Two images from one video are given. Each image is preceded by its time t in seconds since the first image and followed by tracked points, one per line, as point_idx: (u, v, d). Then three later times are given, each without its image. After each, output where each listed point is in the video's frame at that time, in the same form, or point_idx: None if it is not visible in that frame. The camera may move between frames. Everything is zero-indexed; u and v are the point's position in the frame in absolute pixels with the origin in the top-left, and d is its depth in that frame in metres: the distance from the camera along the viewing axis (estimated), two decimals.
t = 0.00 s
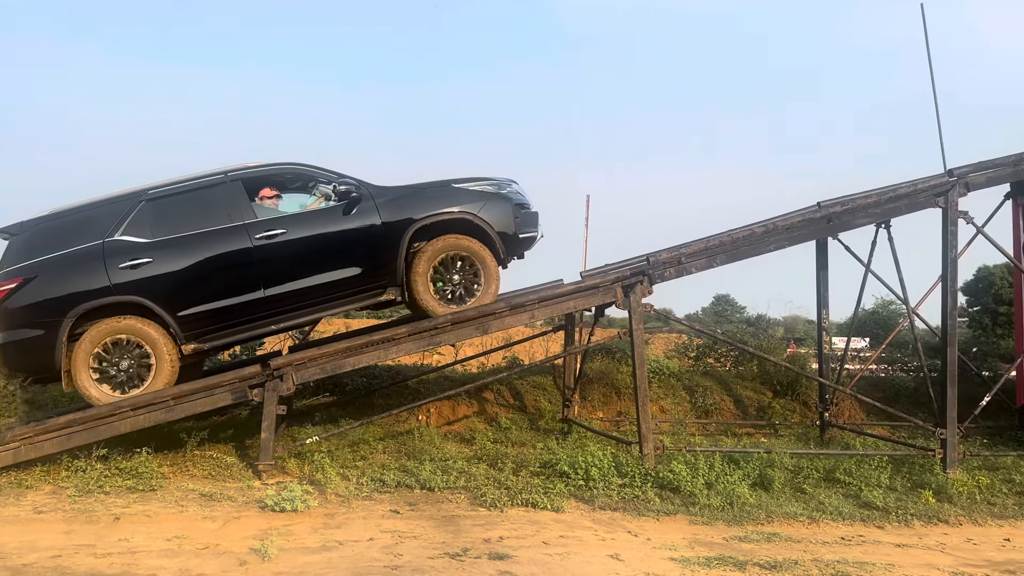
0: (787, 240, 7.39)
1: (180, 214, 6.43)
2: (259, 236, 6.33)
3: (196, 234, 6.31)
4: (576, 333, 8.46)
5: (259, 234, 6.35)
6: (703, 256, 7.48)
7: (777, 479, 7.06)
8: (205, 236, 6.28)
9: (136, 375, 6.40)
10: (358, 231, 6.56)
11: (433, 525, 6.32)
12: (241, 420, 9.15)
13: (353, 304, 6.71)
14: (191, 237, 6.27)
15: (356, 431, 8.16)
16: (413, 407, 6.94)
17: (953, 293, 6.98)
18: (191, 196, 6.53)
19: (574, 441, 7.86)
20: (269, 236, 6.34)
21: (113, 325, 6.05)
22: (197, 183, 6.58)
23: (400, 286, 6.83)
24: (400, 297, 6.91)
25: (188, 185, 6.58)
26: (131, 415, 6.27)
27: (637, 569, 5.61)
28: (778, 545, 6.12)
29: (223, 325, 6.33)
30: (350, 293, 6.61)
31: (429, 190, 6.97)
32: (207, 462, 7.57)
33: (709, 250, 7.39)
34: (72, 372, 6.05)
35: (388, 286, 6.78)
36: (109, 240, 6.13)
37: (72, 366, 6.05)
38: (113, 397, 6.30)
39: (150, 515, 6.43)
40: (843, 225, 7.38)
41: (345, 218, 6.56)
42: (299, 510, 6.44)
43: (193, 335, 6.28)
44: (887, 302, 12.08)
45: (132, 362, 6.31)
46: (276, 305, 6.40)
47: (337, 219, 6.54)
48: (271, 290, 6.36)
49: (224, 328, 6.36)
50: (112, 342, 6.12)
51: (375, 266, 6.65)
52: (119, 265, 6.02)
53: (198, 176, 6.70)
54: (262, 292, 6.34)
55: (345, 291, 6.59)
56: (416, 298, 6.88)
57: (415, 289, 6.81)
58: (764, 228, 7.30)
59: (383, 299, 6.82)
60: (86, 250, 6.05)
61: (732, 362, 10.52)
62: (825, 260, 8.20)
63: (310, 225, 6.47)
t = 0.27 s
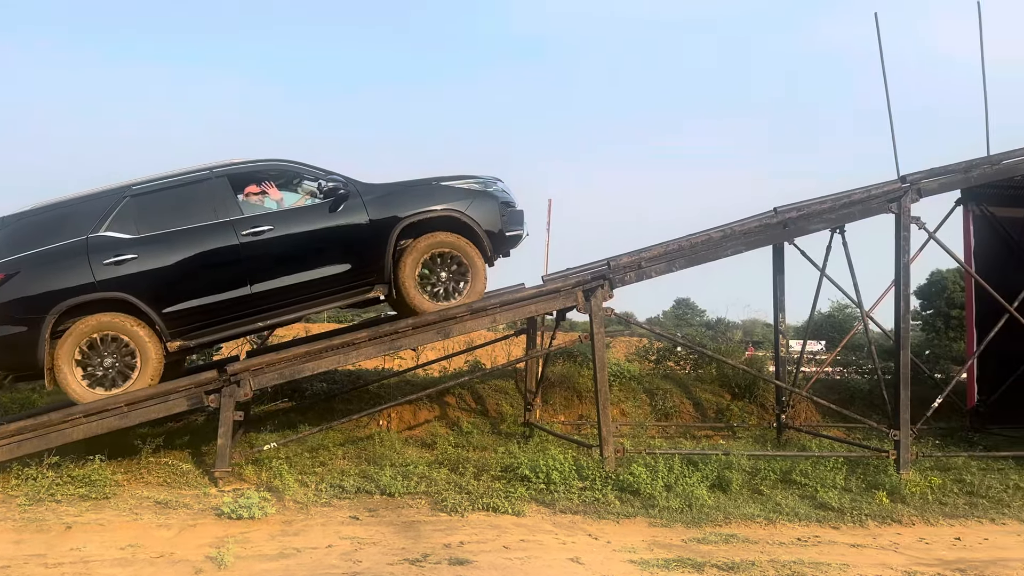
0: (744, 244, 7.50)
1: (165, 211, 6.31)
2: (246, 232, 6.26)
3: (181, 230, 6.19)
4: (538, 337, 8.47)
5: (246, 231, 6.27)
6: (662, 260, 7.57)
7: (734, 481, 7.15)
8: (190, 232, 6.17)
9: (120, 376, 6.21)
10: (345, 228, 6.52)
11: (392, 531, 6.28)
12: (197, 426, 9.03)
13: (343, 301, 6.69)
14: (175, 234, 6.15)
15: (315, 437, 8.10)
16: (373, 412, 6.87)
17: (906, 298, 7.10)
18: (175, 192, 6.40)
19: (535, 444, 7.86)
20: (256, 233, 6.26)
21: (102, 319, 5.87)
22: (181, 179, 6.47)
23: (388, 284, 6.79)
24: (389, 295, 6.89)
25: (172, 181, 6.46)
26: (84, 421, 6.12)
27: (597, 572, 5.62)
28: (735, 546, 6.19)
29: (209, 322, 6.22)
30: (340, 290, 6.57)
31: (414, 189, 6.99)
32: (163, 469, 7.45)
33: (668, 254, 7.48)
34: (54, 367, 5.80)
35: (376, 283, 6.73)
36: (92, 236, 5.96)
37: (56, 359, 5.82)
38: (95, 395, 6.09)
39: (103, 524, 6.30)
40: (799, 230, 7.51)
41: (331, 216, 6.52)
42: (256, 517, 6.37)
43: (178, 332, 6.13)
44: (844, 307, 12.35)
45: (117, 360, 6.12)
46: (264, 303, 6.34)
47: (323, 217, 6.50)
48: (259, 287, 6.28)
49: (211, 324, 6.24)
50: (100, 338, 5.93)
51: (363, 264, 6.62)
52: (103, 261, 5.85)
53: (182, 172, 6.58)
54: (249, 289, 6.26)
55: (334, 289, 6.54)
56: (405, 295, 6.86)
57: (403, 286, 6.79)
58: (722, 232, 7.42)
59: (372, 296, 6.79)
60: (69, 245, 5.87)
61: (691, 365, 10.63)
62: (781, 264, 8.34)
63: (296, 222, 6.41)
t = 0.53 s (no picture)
0: (698, 249, 7.62)
1: (150, 205, 6.24)
2: (233, 228, 6.21)
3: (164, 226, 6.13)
4: (495, 341, 8.48)
5: (231, 226, 6.22)
6: (619, 264, 7.63)
7: (689, 483, 7.23)
8: (173, 228, 6.11)
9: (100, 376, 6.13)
10: (331, 223, 6.48)
11: (347, 537, 6.21)
12: (148, 433, 8.89)
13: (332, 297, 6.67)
14: (159, 229, 6.08)
15: (269, 443, 8.02)
16: (328, 417, 6.79)
17: (856, 303, 7.27)
18: (160, 187, 6.34)
19: (493, 449, 7.88)
20: (242, 229, 6.22)
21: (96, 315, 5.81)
22: (166, 174, 6.41)
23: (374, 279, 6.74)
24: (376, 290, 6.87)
25: (156, 176, 6.39)
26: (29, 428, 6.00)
27: None
28: (689, 547, 6.25)
29: (194, 318, 6.13)
30: (328, 287, 6.53)
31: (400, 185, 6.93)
32: (111, 477, 7.31)
33: (624, 259, 7.54)
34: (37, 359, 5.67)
35: (363, 278, 6.68)
36: (75, 231, 5.88)
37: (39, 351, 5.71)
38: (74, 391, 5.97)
39: (48, 533, 6.14)
40: (752, 235, 7.64)
41: (316, 211, 6.48)
42: (207, 525, 6.27)
43: (163, 328, 6.05)
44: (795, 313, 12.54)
45: (99, 359, 6.05)
46: (251, 298, 6.27)
47: (308, 212, 6.46)
48: (246, 283, 6.21)
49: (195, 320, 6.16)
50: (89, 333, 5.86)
51: (351, 260, 6.58)
52: (86, 256, 5.77)
53: (166, 167, 6.52)
54: (235, 284, 6.19)
55: (322, 286, 6.50)
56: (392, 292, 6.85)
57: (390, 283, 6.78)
58: (676, 237, 7.53)
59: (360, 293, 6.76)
60: (51, 240, 5.78)
61: (648, 369, 10.73)
62: (735, 268, 8.48)
63: (282, 218, 6.37)
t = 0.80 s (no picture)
0: (652, 253, 7.70)
1: (135, 198, 6.26)
2: (218, 221, 6.23)
3: (150, 219, 6.14)
4: (451, 344, 8.47)
5: (218, 220, 6.25)
6: (573, 269, 7.67)
7: (642, 485, 7.31)
8: (159, 221, 6.13)
9: (77, 375, 6.13)
10: (315, 218, 6.51)
11: (297, 544, 6.12)
12: (94, 438, 8.73)
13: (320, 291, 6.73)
14: (144, 223, 6.09)
15: (218, 449, 7.94)
16: (280, 422, 6.69)
17: (803, 306, 7.47)
18: (146, 180, 6.36)
19: (447, 453, 7.87)
20: (229, 223, 6.24)
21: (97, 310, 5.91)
22: (152, 167, 6.43)
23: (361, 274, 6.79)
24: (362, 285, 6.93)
25: (142, 169, 6.41)
26: None
27: None
28: (641, 549, 6.29)
29: (179, 309, 6.15)
30: (315, 281, 6.58)
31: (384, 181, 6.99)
32: (54, 485, 7.14)
33: (578, 263, 7.58)
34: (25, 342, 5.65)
35: (350, 273, 6.73)
36: (60, 223, 5.88)
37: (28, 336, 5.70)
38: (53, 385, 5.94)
39: None
40: (703, 240, 7.77)
41: (302, 206, 6.51)
42: (154, 532, 6.16)
43: (149, 320, 6.08)
44: (746, 317, 12.93)
45: (82, 358, 6.08)
46: (236, 291, 6.29)
47: (294, 207, 6.49)
48: (232, 275, 6.24)
49: (182, 313, 6.19)
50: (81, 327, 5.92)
51: (338, 255, 6.62)
52: (71, 248, 5.77)
53: (152, 160, 6.53)
54: (221, 276, 6.22)
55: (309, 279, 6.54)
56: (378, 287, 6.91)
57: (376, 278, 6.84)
58: (630, 241, 7.62)
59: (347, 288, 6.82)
60: (36, 232, 5.77)
61: (602, 371, 10.83)
62: (688, 272, 8.67)
63: (269, 211, 6.39)
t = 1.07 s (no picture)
0: (604, 257, 7.78)
1: (124, 190, 6.19)
2: (208, 215, 6.17)
3: (137, 211, 6.07)
4: (405, 347, 8.40)
5: (208, 213, 6.19)
6: (526, 271, 7.69)
7: (594, 486, 7.37)
8: (147, 214, 6.06)
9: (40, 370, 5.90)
10: (303, 213, 6.48)
11: (245, 551, 6.02)
12: (35, 443, 8.55)
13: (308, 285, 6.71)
14: (132, 215, 6.02)
15: (165, 455, 7.84)
16: (229, 426, 6.58)
17: (753, 310, 7.69)
18: (134, 172, 6.28)
19: (399, 457, 7.82)
20: (218, 216, 6.19)
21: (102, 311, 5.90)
22: (140, 158, 6.35)
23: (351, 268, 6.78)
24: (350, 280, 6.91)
25: (131, 160, 6.33)
26: None
27: None
28: (593, 551, 6.32)
29: (168, 303, 6.07)
30: (304, 274, 6.54)
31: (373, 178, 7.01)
32: None
33: (532, 266, 7.61)
34: (17, 321, 5.56)
35: (339, 268, 6.71)
36: (47, 214, 5.79)
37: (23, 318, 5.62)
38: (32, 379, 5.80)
39: None
40: (655, 243, 7.87)
41: (290, 200, 6.49)
42: (98, 540, 6.01)
43: (138, 314, 6.00)
44: (699, 321, 13.33)
45: (57, 358, 5.96)
46: (226, 285, 6.23)
47: (282, 201, 6.46)
48: (222, 269, 6.17)
49: (170, 306, 6.10)
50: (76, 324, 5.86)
51: (327, 249, 6.61)
52: (58, 240, 5.69)
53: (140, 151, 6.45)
54: (211, 270, 6.15)
55: (297, 273, 6.51)
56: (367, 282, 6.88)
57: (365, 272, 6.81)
58: (583, 245, 7.67)
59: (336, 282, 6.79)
60: (23, 224, 5.68)
61: (556, 374, 10.90)
62: (639, 276, 8.84)
63: (258, 204, 6.35)
